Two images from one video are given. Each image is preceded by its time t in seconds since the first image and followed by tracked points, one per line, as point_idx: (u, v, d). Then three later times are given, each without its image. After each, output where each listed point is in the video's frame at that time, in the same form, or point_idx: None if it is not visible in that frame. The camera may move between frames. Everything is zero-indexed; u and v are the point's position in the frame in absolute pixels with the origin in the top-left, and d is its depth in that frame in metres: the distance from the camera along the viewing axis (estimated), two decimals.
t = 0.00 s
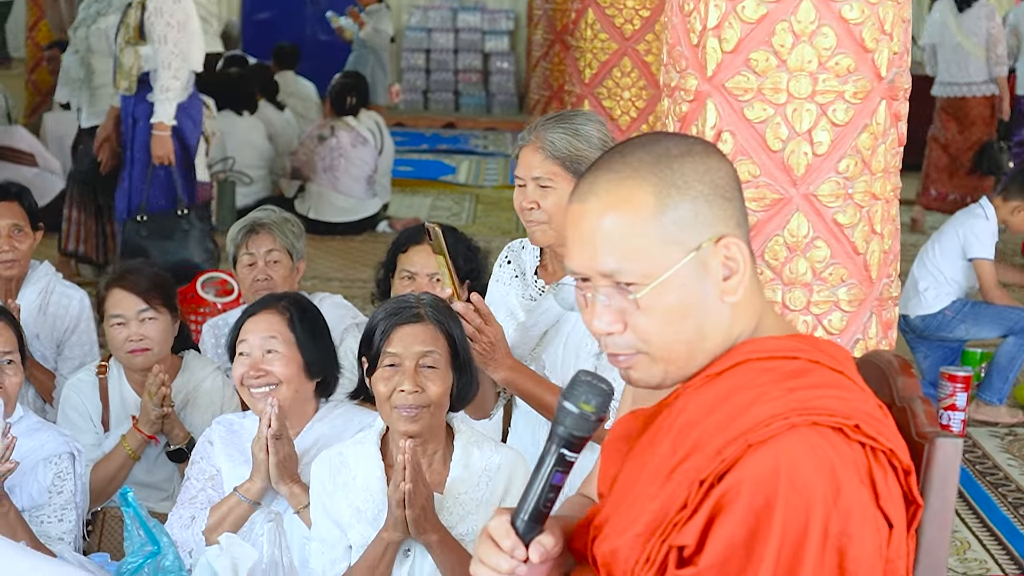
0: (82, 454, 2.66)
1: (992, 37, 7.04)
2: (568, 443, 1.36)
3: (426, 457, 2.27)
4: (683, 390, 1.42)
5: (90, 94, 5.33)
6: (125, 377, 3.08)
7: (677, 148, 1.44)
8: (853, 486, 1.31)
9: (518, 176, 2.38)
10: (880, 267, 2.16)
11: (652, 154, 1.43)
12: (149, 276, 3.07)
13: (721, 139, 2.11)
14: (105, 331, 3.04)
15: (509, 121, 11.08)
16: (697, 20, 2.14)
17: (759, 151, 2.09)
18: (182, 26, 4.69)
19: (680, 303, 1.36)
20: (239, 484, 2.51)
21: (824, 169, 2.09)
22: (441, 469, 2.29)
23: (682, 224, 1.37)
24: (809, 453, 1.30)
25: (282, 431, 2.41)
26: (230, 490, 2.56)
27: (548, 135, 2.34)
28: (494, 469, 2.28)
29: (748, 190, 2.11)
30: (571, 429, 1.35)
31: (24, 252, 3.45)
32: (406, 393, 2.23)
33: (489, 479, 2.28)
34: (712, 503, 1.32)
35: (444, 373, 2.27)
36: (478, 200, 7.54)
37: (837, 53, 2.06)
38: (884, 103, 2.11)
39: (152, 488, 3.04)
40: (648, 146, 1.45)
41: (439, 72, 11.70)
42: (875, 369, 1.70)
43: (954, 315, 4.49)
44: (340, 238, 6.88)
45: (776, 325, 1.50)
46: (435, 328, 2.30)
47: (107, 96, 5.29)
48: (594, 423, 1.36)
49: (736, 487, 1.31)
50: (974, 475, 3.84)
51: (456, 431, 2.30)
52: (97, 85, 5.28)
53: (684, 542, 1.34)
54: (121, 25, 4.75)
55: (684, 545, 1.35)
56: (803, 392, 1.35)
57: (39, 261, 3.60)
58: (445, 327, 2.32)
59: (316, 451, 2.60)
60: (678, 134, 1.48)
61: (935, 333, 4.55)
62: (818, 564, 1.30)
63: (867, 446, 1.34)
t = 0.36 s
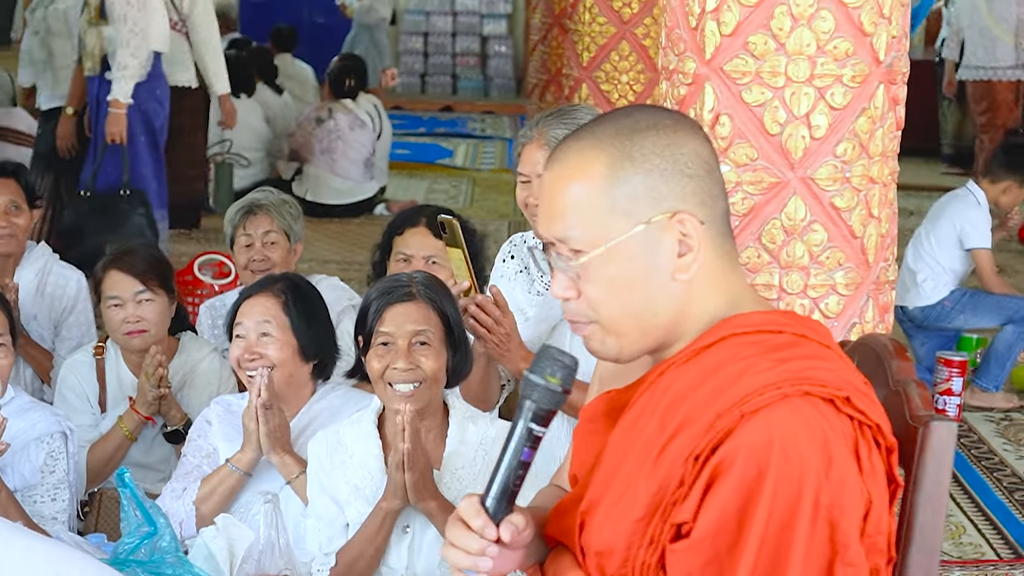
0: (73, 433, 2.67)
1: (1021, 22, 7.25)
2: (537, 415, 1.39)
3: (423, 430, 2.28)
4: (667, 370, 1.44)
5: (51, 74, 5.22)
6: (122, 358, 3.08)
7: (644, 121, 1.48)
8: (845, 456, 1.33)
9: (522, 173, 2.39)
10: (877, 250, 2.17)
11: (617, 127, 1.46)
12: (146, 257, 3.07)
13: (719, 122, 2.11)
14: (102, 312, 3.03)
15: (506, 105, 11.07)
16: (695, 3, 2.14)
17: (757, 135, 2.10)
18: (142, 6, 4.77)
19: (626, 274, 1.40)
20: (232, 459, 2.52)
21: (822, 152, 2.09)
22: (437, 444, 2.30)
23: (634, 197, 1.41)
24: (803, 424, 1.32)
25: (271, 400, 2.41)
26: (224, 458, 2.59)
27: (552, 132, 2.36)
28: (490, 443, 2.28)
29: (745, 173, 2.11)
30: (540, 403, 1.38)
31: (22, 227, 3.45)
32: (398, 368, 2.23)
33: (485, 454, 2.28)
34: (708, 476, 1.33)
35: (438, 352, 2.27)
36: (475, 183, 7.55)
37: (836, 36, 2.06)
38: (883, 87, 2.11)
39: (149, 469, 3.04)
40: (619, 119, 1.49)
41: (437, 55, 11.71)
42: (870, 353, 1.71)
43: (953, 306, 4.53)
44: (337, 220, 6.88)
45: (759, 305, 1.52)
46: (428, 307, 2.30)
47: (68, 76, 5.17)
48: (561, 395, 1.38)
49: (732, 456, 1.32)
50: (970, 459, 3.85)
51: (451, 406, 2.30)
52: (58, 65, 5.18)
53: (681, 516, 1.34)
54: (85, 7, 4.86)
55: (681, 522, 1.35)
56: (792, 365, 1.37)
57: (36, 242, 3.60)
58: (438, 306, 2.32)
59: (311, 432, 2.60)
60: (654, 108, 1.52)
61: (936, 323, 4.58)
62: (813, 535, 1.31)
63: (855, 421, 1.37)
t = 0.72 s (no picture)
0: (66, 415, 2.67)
1: None
2: (522, 373, 1.42)
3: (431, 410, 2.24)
4: (664, 352, 1.46)
5: None
6: (121, 344, 3.08)
7: (644, 104, 1.51)
8: (833, 441, 1.34)
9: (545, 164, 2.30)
10: (877, 236, 2.17)
11: (615, 109, 1.50)
12: (147, 241, 3.06)
13: (720, 107, 2.10)
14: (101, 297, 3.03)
15: (505, 90, 11.05)
16: None
17: (757, 120, 2.09)
18: None
19: (608, 252, 1.44)
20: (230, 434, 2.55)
21: (822, 138, 2.09)
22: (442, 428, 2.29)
23: (620, 177, 1.45)
24: (790, 409, 1.33)
25: (268, 368, 2.47)
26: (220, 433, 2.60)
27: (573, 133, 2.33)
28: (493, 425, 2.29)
29: (746, 159, 2.11)
30: (527, 361, 1.42)
31: (24, 213, 3.45)
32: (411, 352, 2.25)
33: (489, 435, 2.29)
34: (695, 458, 1.35)
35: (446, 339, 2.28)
36: (474, 168, 7.55)
37: (837, 22, 2.06)
38: (884, 72, 2.11)
39: (147, 453, 3.04)
40: (622, 100, 1.52)
41: (435, 40, 11.69)
42: (871, 338, 1.71)
43: (953, 293, 4.52)
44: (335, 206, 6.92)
45: (758, 290, 1.54)
46: (434, 297, 2.29)
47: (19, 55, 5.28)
48: (546, 352, 1.42)
49: (718, 440, 1.34)
50: (969, 446, 3.85)
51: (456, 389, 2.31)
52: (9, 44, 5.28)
53: (669, 497, 1.36)
54: None
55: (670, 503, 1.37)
56: (783, 349, 1.38)
57: (37, 227, 3.61)
58: (443, 291, 2.31)
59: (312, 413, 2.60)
60: (662, 89, 1.55)
61: (935, 309, 4.57)
62: (797, 519, 1.33)
63: (845, 406, 1.37)
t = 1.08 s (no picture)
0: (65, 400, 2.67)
1: None
2: (530, 331, 1.46)
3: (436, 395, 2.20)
4: (651, 327, 1.47)
5: None
6: (124, 331, 3.08)
7: (643, 89, 1.53)
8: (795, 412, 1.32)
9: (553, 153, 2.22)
10: (881, 225, 2.16)
11: (616, 92, 1.53)
12: (149, 228, 3.07)
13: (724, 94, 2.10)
14: (103, 283, 3.03)
15: (507, 78, 11.04)
16: None
17: (761, 108, 2.09)
18: None
19: (588, 228, 1.49)
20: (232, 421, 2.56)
21: (826, 127, 2.09)
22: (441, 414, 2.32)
23: (603, 158, 1.49)
24: (751, 377, 1.32)
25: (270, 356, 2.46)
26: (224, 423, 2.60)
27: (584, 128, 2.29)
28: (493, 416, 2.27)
29: (750, 147, 2.11)
30: (532, 320, 1.45)
31: (28, 201, 3.46)
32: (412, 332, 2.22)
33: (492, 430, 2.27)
34: (656, 423, 1.35)
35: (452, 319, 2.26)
36: (475, 156, 7.55)
37: (841, 10, 2.05)
38: (889, 61, 2.11)
39: (150, 439, 3.05)
40: (625, 84, 1.54)
41: (437, 28, 11.68)
42: (876, 325, 1.72)
43: (959, 276, 4.57)
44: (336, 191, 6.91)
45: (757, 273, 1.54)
46: (443, 274, 2.30)
47: None
48: (556, 317, 1.46)
49: (677, 406, 1.34)
50: (970, 435, 3.85)
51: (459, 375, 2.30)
52: None
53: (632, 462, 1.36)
54: None
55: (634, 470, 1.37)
56: (751, 321, 1.38)
57: (41, 216, 3.63)
58: (452, 271, 2.32)
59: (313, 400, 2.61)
60: (673, 74, 1.56)
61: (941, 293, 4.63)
62: (758, 488, 1.31)
63: (814, 378, 1.36)
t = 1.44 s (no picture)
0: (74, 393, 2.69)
1: None
2: (533, 315, 1.46)
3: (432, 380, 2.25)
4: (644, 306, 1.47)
5: None
6: (131, 323, 3.09)
7: (645, 82, 1.52)
8: (769, 383, 1.31)
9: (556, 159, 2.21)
10: (889, 220, 2.17)
11: (621, 85, 1.52)
12: (155, 220, 3.08)
13: (733, 89, 2.10)
14: (110, 275, 3.04)
15: (512, 72, 11.03)
16: None
17: (769, 103, 2.09)
18: None
19: (591, 216, 1.49)
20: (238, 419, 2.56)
21: (834, 121, 2.09)
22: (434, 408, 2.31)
23: (606, 149, 1.49)
24: (725, 347, 1.32)
25: (275, 359, 2.46)
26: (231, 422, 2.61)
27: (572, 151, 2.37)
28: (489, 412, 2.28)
29: (758, 142, 2.11)
30: (536, 304, 1.46)
31: (32, 193, 3.46)
32: (407, 322, 2.23)
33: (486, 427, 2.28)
34: (634, 387, 1.36)
35: (447, 307, 2.29)
36: (480, 150, 7.55)
37: (850, 6, 2.05)
38: (896, 56, 2.11)
39: (157, 432, 3.06)
40: (628, 78, 1.54)
41: (443, 22, 11.67)
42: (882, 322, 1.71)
43: (968, 270, 4.59)
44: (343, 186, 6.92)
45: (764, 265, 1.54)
46: (436, 265, 2.33)
47: None
48: (558, 301, 1.46)
49: (652, 371, 1.35)
50: (974, 431, 3.85)
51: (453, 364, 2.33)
52: None
53: (610, 425, 1.37)
54: None
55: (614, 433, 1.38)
56: (733, 292, 1.37)
57: (46, 206, 3.63)
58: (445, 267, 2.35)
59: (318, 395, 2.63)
60: (677, 67, 1.55)
61: (947, 286, 4.64)
62: (731, 456, 1.31)
63: (792, 350, 1.34)
